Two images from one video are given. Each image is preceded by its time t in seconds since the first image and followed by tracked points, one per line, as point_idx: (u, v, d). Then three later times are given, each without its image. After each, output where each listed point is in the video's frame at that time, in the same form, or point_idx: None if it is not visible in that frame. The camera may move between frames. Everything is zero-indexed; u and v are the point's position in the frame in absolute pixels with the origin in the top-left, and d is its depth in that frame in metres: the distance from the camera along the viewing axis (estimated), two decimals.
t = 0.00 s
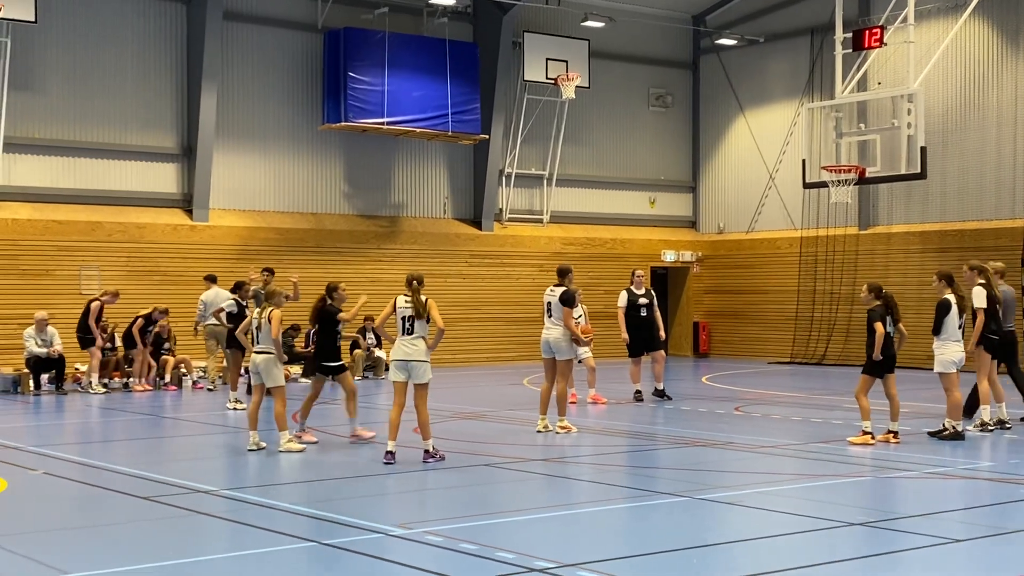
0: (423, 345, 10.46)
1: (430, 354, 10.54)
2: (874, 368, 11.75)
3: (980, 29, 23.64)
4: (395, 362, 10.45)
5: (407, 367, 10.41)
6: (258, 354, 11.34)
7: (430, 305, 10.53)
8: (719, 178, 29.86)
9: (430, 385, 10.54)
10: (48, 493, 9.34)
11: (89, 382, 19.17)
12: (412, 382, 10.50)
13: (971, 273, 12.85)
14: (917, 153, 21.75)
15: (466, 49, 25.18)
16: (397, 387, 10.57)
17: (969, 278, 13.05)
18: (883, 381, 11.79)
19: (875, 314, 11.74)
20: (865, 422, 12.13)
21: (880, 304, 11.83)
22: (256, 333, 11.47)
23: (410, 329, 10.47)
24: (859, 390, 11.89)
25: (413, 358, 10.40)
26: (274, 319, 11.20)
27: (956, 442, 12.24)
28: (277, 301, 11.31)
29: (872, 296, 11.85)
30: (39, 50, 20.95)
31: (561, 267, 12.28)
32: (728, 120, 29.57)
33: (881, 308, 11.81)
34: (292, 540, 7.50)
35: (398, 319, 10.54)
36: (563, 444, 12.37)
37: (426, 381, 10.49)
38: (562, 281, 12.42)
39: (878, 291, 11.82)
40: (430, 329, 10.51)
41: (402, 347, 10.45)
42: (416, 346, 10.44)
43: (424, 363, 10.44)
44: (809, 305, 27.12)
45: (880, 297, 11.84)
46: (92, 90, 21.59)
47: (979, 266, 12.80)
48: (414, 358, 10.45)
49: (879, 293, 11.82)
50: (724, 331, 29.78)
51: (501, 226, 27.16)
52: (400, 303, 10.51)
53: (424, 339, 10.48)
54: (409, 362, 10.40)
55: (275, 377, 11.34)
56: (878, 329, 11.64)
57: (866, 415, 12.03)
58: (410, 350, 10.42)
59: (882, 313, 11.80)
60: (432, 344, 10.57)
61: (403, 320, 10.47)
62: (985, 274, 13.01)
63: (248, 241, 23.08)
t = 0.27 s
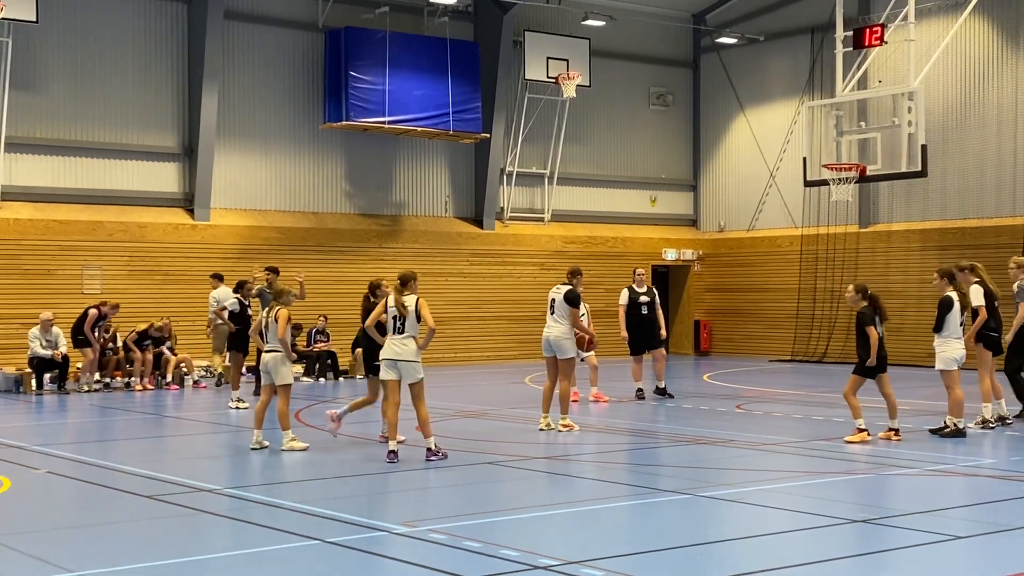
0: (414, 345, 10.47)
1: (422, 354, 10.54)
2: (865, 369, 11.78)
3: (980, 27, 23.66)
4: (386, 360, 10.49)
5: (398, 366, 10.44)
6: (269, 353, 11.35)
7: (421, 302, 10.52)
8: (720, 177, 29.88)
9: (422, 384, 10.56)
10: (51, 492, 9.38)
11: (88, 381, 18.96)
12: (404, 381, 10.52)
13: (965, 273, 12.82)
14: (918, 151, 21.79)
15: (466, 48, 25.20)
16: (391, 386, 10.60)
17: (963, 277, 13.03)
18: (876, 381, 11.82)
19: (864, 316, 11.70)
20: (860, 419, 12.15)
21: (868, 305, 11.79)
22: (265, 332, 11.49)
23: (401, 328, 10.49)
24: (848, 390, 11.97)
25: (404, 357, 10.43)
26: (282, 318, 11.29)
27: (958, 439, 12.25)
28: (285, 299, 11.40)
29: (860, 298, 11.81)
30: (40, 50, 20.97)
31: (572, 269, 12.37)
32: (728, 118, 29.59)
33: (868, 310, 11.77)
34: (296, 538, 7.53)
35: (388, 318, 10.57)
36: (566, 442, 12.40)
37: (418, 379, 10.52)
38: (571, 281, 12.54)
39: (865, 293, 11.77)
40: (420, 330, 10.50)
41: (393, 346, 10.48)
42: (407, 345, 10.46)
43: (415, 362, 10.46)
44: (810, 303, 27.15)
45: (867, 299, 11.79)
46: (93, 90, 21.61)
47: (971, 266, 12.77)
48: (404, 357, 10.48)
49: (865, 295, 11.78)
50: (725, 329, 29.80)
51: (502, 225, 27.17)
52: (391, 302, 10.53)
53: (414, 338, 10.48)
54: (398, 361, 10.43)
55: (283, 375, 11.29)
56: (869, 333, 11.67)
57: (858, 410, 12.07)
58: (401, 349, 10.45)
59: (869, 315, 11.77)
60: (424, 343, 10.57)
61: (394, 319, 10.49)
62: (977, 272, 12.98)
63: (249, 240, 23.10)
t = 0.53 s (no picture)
0: (408, 344, 10.47)
1: (416, 354, 10.53)
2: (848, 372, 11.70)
3: (979, 26, 23.68)
4: (381, 361, 10.50)
5: (392, 365, 10.44)
6: (277, 354, 11.35)
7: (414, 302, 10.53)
8: (719, 177, 29.89)
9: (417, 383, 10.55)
10: (50, 493, 9.39)
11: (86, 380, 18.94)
12: (399, 381, 10.52)
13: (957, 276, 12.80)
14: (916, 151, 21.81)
15: (465, 47, 25.20)
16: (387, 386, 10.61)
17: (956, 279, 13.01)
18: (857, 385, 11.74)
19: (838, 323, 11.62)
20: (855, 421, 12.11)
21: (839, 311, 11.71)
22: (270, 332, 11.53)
23: (394, 327, 10.51)
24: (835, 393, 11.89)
25: (398, 357, 10.43)
26: (285, 318, 11.25)
27: (957, 438, 12.26)
28: (292, 299, 11.42)
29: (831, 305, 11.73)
30: (38, 51, 20.97)
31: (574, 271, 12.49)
32: (727, 117, 29.60)
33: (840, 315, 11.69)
34: (296, 538, 7.53)
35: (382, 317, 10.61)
36: (565, 441, 12.41)
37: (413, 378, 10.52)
38: (572, 281, 12.65)
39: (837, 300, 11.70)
40: (414, 329, 10.48)
41: (387, 346, 10.50)
42: (401, 345, 10.46)
43: (409, 361, 10.45)
44: (809, 302, 27.16)
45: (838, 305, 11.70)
46: (92, 90, 21.61)
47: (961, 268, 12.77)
48: (398, 357, 10.48)
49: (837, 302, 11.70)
50: (724, 328, 29.81)
51: (501, 224, 27.17)
52: (384, 302, 10.60)
53: (407, 338, 10.48)
54: (392, 361, 10.43)
55: (289, 375, 11.33)
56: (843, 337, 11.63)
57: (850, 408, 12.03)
58: (395, 349, 10.46)
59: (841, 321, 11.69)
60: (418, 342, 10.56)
61: (386, 319, 10.54)
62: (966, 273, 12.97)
63: (248, 240, 23.10)
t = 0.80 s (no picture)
0: (404, 343, 10.44)
1: (413, 352, 10.49)
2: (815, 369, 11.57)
3: (979, 26, 23.67)
4: (380, 361, 10.50)
5: (390, 365, 10.44)
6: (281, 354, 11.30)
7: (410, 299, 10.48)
8: (718, 177, 29.87)
9: (416, 382, 10.53)
10: (48, 492, 9.37)
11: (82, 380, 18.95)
12: (398, 381, 10.51)
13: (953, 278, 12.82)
14: (916, 150, 21.81)
15: (465, 47, 25.18)
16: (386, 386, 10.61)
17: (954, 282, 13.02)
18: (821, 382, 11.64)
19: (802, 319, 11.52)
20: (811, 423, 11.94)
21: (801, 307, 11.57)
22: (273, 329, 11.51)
23: (390, 326, 10.49)
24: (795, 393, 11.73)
25: (394, 356, 10.42)
26: (288, 317, 11.22)
27: (957, 438, 12.24)
28: (296, 298, 11.32)
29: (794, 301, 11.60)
30: (37, 49, 20.94)
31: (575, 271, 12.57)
32: (727, 117, 29.59)
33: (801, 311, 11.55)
34: (296, 538, 7.52)
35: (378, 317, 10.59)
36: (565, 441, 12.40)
37: (413, 377, 10.49)
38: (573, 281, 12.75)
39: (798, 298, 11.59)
40: (410, 327, 10.43)
41: (385, 346, 10.49)
42: (397, 344, 10.44)
43: (406, 360, 10.43)
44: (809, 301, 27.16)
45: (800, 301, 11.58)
46: (91, 89, 21.58)
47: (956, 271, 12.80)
48: (396, 356, 10.46)
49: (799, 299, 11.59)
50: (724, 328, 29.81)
51: (501, 224, 27.16)
52: (380, 302, 10.53)
53: (404, 336, 10.44)
54: (389, 360, 10.43)
55: (292, 375, 11.26)
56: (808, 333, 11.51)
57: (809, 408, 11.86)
58: (392, 348, 10.45)
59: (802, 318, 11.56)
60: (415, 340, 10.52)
61: (383, 319, 10.53)
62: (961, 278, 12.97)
63: (247, 240, 23.08)
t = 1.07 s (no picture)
0: (405, 343, 10.42)
1: (415, 352, 10.47)
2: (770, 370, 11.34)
3: (978, 26, 23.67)
4: (381, 361, 10.49)
5: (391, 365, 10.43)
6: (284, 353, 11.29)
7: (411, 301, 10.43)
8: (718, 177, 29.87)
9: (417, 382, 10.51)
10: (47, 492, 9.37)
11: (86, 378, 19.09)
12: (400, 381, 10.50)
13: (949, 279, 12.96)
14: (915, 150, 21.84)
15: (465, 46, 25.18)
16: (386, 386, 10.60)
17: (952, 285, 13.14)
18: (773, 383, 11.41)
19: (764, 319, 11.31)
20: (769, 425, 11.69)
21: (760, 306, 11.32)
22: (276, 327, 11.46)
23: (392, 326, 10.47)
24: (758, 396, 11.37)
25: (396, 356, 10.41)
26: (290, 317, 11.16)
27: (956, 439, 12.23)
28: (299, 298, 11.22)
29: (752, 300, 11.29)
30: (37, 49, 20.93)
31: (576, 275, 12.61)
32: (727, 116, 29.59)
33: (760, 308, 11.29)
34: (294, 538, 7.52)
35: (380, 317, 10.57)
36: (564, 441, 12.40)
37: (414, 378, 10.47)
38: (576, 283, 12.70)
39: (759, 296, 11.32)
40: (412, 327, 10.39)
41: (387, 346, 10.47)
42: (398, 344, 10.43)
43: (407, 360, 10.42)
44: (808, 301, 27.16)
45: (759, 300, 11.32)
46: (90, 89, 21.58)
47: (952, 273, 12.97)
48: (398, 356, 10.45)
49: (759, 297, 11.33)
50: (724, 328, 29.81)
51: (500, 224, 27.16)
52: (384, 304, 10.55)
53: (406, 336, 10.42)
54: (391, 360, 10.42)
55: (294, 375, 11.29)
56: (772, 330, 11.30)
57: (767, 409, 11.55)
58: (393, 348, 10.43)
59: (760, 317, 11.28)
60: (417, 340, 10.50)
61: (385, 319, 10.51)
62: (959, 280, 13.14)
63: (246, 239, 23.08)
